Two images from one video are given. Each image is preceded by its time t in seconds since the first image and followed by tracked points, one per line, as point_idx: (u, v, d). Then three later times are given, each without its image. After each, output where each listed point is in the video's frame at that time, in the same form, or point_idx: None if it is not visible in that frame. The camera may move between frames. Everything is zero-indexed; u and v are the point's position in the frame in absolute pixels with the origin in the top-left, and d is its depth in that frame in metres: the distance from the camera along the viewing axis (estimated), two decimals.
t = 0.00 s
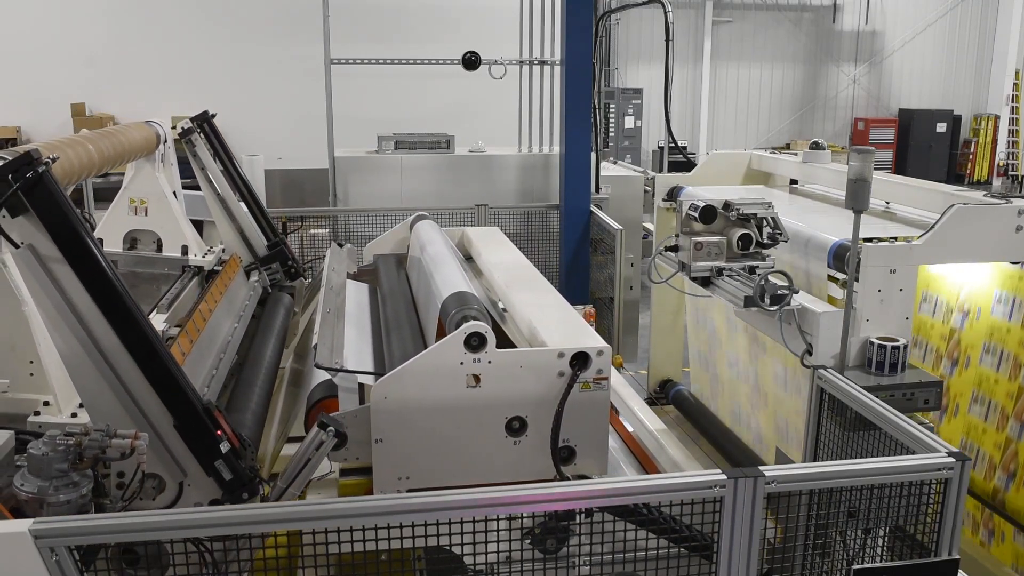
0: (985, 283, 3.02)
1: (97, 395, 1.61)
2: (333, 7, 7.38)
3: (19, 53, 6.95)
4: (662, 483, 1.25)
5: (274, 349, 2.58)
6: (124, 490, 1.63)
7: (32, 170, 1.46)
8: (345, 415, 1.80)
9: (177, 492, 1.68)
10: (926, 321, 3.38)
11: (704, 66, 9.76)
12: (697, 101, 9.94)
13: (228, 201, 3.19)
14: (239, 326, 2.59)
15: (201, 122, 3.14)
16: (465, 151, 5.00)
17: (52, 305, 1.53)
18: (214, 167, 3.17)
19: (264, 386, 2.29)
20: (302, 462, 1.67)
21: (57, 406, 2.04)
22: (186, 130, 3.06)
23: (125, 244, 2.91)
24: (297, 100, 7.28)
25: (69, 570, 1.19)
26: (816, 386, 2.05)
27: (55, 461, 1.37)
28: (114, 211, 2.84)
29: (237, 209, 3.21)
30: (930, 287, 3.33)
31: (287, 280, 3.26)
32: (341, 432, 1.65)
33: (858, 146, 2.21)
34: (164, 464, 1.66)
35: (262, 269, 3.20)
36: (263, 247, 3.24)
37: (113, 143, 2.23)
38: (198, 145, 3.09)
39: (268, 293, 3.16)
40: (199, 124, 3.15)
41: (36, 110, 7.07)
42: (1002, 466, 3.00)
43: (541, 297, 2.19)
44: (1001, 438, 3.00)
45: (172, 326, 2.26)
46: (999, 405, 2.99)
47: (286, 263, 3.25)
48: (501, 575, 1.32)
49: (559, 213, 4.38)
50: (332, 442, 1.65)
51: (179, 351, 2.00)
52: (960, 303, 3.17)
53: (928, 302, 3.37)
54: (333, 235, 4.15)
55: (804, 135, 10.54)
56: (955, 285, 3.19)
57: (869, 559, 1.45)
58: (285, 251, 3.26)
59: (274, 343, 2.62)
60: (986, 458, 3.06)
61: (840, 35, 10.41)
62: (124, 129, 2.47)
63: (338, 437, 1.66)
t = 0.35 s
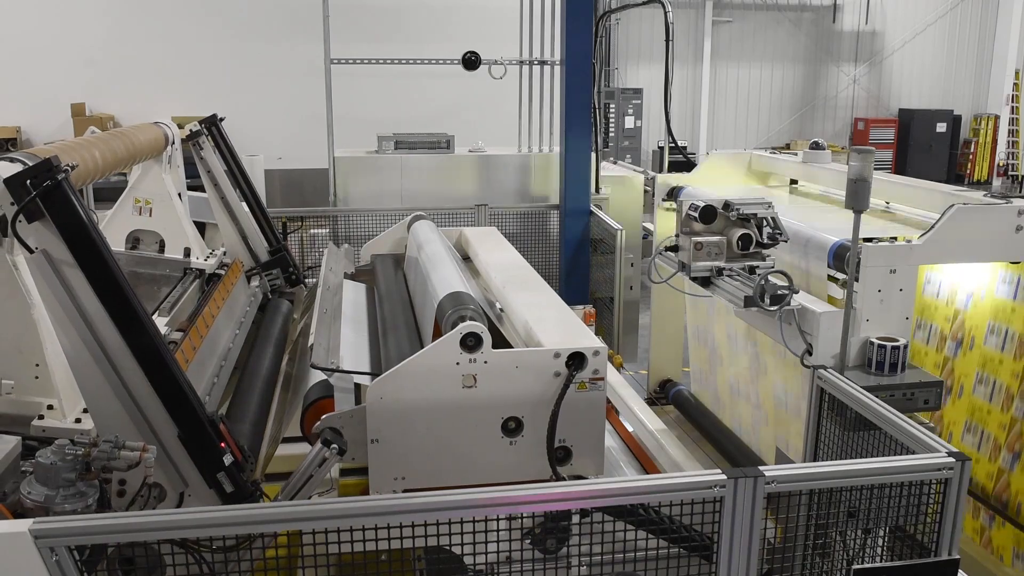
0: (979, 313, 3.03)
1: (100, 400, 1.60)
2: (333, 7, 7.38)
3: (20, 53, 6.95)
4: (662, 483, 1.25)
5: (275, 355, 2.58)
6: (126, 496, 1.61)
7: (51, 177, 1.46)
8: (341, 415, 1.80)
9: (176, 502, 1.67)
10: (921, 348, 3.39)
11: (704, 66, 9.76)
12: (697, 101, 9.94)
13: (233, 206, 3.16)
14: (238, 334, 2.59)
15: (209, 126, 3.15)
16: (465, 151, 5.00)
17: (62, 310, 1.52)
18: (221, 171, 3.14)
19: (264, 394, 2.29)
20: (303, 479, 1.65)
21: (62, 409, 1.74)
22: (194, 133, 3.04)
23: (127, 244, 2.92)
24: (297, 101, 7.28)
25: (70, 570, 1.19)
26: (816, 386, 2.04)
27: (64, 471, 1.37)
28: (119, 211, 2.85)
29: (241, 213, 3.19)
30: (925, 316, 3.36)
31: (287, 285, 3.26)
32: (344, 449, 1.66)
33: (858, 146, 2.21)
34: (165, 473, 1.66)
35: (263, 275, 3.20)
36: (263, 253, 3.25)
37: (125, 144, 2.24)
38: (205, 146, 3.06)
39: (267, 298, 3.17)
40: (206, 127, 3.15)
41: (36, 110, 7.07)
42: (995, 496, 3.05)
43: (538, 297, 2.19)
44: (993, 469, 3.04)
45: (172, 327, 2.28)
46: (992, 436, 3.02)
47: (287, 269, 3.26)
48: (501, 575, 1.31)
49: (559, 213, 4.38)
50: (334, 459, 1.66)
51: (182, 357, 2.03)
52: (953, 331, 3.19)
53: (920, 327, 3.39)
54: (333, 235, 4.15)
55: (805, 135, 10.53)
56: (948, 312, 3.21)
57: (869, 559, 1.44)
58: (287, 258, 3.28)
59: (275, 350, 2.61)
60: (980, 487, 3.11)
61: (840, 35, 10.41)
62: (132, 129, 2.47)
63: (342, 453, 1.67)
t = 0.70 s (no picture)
0: (980, 306, 3.04)
1: (105, 407, 1.57)
2: (333, 6, 7.38)
3: (19, 53, 6.95)
4: (662, 483, 1.25)
5: (274, 360, 2.58)
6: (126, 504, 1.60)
7: (69, 185, 1.44)
8: (337, 415, 1.82)
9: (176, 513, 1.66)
10: (922, 342, 3.39)
11: (704, 66, 9.75)
12: (697, 102, 9.93)
13: (237, 208, 3.16)
14: (237, 340, 2.59)
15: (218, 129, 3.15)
16: (465, 151, 5.00)
17: (72, 318, 1.49)
18: (226, 172, 3.14)
19: (264, 400, 2.29)
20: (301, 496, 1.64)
21: (66, 412, 1.74)
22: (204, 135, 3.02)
23: (129, 244, 2.88)
24: (297, 101, 7.28)
25: (69, 570, 1.19)
26: (816, 386, 2.04)
27: (71, 480, 1.38)
28: (123, 211, 2.81)
29: (244, 217, 3.19)
30: (926, 309, 3.36)
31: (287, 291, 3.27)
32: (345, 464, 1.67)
33: (858, 146, 2.22)
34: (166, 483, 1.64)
35: (264, 280, 3.20)
36: (264, 258, 3.26)
37: (135, 145, 2.25)
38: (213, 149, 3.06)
39: (267, 303, 3.17)
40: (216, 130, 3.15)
41: (36, 110, 7.07)
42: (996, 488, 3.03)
43: (535, 297, 2.19)
44: (995, 462, 3.03)
45: (173, 330, 2.28)
46: (993, 429, 3.01)
47: (287, 276, 3.26)
48: (501, 575, 1.31)
49: (559, 213, 4.38)
50: (336, 477, 1.66)
51: (186, 364, 2.03)
52: (955, 325, 3.19)
53: (923, 322, 3.39)
54: (333, 235, 4.15)
55: (805, 135, 10.53)
56: (950, 306, 3.21)
57: (869, 559, 1.44)
58: (288, 264, 3.28)
59: (276, 356, 2.62)
60: (981, 479, 3.10)
61: (840, 35, 10.41)
62: (140, 129, 2.48)
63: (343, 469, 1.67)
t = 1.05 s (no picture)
0: (982, 299, 3.03)
1: (110, 415, 1.56)
2: (334, 7, 7.38)
3: (19, 53, 6.95)
4: (662, 482, 1.25)
5: (274, 365, 2.58)
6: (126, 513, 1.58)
7: (86, 194, 1.43)
8: (332, 415, 1.83)
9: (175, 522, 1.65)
10: (924, 335, 3.39)
11: (704, 66, 9.75)
12: (697, 102, 9.93)
13: (241, 213, 3.16)
14: (237, 346, 2.59)
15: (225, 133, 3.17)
16: (465, 151, 5.01)
17: (82, 325, 1.48)
18: (231, 174, 3.14)
19: (265, 409, 2.28)
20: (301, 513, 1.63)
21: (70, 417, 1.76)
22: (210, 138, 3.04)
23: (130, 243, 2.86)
24: (297, 101, 7.27)
25: (69, 570, 1.19)
26: (816, 386, 2.05)
27: (78, 489, 1.39)
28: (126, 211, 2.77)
29: (247, 220, 3.19)
30: (927, 302, 3.35)
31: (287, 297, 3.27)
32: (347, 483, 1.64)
33: (858, 146, 2.22)
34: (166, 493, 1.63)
35: (264, 284, 3.20)
36: (266, 263, 3.25)
37: (145, 147, 2.27)
38: (220, 152, 3.08)
39: (267, 309, 3.17)
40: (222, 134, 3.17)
41: (36, 110, 7.07)
42: (999, 481, 3.03)
43: (532, 298, 2.19)
44: (996, 454, 3.03)
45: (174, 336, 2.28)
46: (995, 422, 3.02)
47: (287, 282, 3.26)
48: None
49: (559, 213, 4.38)
50: (337, 492, 1.64)
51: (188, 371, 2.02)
52: (956, 318, 3.19)
53: (924, 315, 3.39)
54: (333, 235, 4.15)
55: (805, 135, 10.53)
56: (951, 298, 3.20)
57: (869, 559, 1.44)
58: (289, 269, 3.27)
59: (277, 361, 2.62)
60: (983, 471, 3.10)
61: (840, 35, 10.41)
62: (149, 133, 2.47)
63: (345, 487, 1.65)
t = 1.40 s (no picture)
0: (974, 328, 3.09)
1: (115, 422, 1.55)
2: (333, 7, 7.38)
3: (20, 53, 6.95)
4: (662, 482, 1.25)
5: (275, 372, 2.58)
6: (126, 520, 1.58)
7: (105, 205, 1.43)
8: (328, 414, 1.82)
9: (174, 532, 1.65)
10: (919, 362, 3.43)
11: (704, 66, 9.75)
12: (697, 102, 9.93)
13: (244, 217, 3.17)
14: (237, 352, 2.59)
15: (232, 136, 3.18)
16: (465, 151, 5.01)
17: (93, 333, 1.47)
18: (236, 176, 3.15)
19: (264, 418, 2.27)
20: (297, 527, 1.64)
21: (73, 422, 1.76)
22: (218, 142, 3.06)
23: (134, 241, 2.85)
24: (297, 100, 7.27)
25: (69, 570, 1.19)
26: (816, 386, 2.05)
27: (83, 499, 1.38)
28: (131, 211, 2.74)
29: (250, 223, 3.19)
30: (921, 330, 3.42)
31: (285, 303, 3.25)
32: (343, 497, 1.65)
33: (858, 146, 2.22)
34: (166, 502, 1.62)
35: (263, 289, 3.19)
36: (267, 268, 3.26)
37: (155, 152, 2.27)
38: (227, 155, 3.09)
39: (267, 313, 3.17)
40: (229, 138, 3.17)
41: (36, 111, 7.07)
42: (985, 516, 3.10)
43: (528, 297, 2.19)
44: (1002, 433, 3.00)
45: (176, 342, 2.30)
46: (1000, 401, 2.99)
47: (287, 287, 3.25)
48: None
49: (559, 213, 4.38)
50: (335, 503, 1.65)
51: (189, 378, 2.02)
52: (950, 346, 3.24)
53: (918, 342, 3.44)
54: (334, 235, 4.16)
55: (805, 135, 10.53)
56: (955, 281, 3.18)
57: (869, 559, 1.44)
58: (289, 274, 3.27)
59: (276, 366, 2.62)
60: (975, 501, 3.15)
61: (840, 35, 10.40)
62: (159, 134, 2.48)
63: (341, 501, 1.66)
